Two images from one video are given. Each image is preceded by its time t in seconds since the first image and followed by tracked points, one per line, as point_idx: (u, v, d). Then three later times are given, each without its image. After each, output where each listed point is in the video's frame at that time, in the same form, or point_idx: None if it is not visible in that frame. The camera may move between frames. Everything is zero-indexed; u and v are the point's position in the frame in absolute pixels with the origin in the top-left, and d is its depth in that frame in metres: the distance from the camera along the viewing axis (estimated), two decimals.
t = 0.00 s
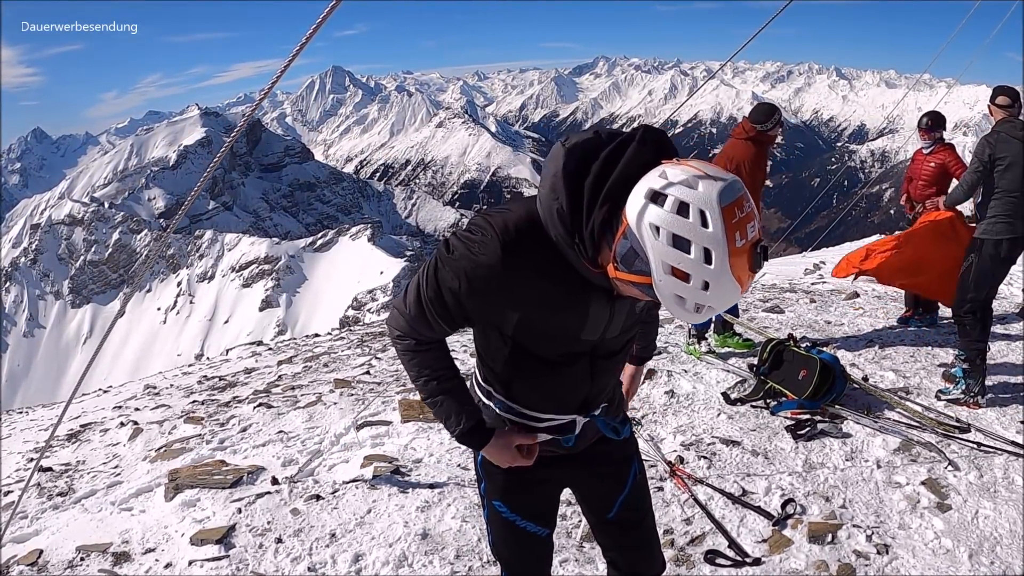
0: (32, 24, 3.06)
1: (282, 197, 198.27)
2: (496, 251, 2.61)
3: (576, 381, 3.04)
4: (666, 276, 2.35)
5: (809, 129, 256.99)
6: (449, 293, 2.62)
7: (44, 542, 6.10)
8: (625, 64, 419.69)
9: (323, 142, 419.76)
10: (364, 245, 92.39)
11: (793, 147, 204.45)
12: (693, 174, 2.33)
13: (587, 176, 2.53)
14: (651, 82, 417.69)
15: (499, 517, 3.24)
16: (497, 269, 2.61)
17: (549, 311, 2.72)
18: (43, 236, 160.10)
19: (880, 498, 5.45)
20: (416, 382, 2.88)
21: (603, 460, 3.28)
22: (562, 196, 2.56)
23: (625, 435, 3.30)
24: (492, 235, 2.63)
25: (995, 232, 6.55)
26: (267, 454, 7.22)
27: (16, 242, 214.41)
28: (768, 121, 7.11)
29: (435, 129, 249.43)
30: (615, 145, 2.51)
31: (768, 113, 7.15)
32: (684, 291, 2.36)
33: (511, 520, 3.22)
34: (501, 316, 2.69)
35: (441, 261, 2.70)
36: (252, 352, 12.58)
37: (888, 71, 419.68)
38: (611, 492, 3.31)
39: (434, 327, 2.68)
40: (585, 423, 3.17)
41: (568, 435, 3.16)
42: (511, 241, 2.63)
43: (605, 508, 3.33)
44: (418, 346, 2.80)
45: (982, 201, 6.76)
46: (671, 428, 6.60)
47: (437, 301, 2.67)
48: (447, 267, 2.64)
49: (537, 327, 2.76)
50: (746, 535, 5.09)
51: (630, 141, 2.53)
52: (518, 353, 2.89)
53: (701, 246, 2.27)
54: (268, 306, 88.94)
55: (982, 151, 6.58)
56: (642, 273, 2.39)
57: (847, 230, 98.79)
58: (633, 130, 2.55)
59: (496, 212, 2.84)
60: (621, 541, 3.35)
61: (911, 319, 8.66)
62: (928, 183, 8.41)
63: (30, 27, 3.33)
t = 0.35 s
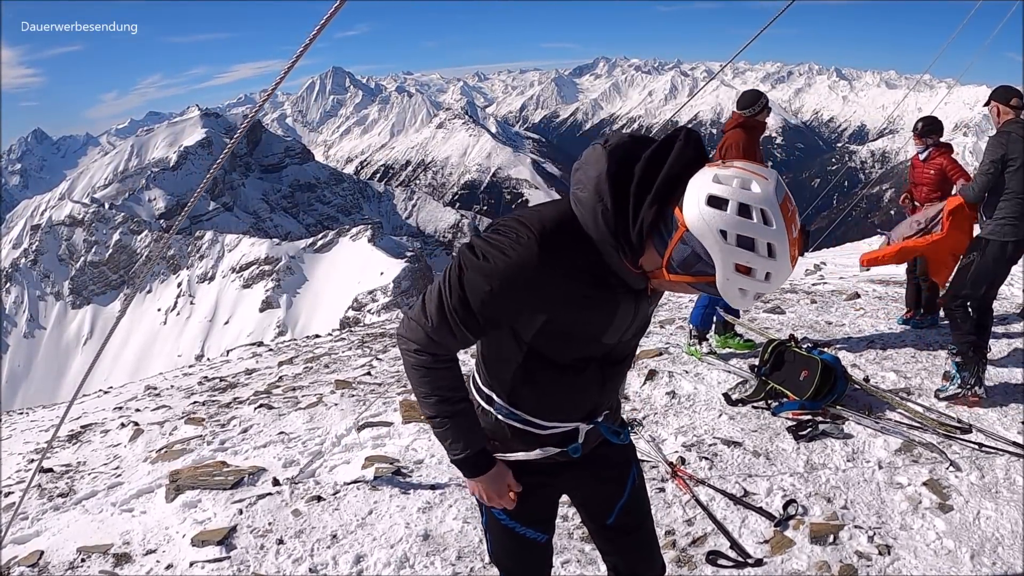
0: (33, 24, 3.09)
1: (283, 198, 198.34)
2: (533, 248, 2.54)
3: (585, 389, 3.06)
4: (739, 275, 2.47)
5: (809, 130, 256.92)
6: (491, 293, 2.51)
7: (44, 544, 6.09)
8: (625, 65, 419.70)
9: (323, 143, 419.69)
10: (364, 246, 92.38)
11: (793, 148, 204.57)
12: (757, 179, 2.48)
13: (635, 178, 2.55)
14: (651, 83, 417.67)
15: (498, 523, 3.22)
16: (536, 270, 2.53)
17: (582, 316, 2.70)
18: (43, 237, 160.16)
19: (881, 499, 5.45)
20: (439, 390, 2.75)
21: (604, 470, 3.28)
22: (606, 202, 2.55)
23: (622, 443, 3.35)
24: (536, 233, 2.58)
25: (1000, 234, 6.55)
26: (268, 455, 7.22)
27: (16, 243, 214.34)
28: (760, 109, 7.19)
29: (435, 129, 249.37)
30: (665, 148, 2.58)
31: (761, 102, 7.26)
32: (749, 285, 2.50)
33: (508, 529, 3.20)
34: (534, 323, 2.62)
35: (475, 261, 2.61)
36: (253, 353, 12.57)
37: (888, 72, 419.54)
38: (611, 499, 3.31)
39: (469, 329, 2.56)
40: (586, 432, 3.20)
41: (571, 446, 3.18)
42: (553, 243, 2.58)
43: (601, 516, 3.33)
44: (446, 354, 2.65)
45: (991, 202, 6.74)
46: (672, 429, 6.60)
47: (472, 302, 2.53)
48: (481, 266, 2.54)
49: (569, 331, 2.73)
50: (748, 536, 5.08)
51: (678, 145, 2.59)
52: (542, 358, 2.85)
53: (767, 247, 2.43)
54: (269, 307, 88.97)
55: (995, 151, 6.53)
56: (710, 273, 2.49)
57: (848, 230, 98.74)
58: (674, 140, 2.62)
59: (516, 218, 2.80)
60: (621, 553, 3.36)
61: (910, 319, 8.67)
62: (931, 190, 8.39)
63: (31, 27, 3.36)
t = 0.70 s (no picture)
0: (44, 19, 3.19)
1: (283, 199, 198.73)
2: (562, 252, 2.48)
3: (592, 397, 3.05)
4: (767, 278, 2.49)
5: (809, 131, 256.81)
6: (521, 300, 2.42)
7: (44, 545, 6.09)
8: (625, 66, 419.68)
9: (323, 144, 419.85)
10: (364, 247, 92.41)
11: (793, 149, 204.54)
12: (784, 187, 2.50)
13: (665, 181, 2.52)
14: (651, 84, 417.70)
15: (489, 529, 3.24)
16: (559, 279, 2.44)
17: (607, 326, 2.65)
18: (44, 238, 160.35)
19: (880, 500, 5.45)
20: (455, 398, 2.66)
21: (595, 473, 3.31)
22: (635, 211, 2.50)
23: (615, 446, 3.35)
24: (567, 239, 2.49)
25: (997, 237, 6.54)
26: (267, 456, 7.22)
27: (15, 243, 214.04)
28: (756, 106, 7.19)
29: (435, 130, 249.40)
30: (695, 153, 2.54)
31: (756, 99, 7.26)
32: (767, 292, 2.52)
33: (500, 534, 3.22)
34: (560, 332, 2.53)
35: (500, 270, 2.52)
36: (251, 354, 12.57)
37: (888, 72, 419.24)
38: (600, 503, 3.33)
39: (494, 337, 2.47)
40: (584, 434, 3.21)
41: (566, 452, 3.18)
42: (583, 250, 2.51)
43: (593, 520, 3.35)
44: (466, 365, 2.56)
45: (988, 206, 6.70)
46: (671, 430, 6.59)
47: (495, 311, 2.46)
48: (507, 281, 2.44)
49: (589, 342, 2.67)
50: (746, 537, 5.09)
51: (705, 149, 2.56)
52: (557, 367, 2.80)
53: (793, 256, 2.45)
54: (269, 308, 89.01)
55: (987, 156, 6.55)
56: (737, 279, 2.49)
57: (847, 231, 98.75)
58: (702, 144, 2.58)
59: (534, 222, 2.73)
60: (615, 558, 3.37)
61: (911, 321, 8.66)
62: (932, 195, 8.36)
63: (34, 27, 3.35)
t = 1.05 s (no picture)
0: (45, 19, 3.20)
1: (279, 202, 198.71)
2: (587, 271, 2.46)
3: (597, 412, 3.06)
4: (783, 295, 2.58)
5: (805, 131, 256.75)
6: (550, 322, 2.41)
7: (41, 550, 6.06)
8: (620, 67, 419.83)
9: (319, 146, 419.90)
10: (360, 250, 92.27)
11: (789, 149, 204.87)
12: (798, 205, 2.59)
13: (684, 193, 2.55)
14: (646, 85, 417.93)
15: (485, 533, 3.23)
16: (587, 298, 2.43)
17: (626, 349, 2.64)
18: (40, 243, 160.02)
19: (877, 498, 5.45)
20: (480, 421, 2.63)
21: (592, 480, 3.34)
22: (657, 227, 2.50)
23: (614, 452, 3.39)
24: (593, 258, 2.48)
25: (984, 236, 6.57)
26: (265, 459, 7.19)
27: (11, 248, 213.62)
28: (751, 110, 7.22)
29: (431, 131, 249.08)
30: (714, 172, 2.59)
31: (749, 101, 7.30)
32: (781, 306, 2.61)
33: (504, 543, 3.21)
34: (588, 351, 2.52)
35: (527, 289, 2.49)
36: (249, 357, 12.55)
37: (883, 72, 419.48)
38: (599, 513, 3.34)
39: (524, 359, 2.45)
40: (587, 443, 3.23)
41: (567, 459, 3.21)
42: (610, 267, 2.50)
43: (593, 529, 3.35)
44: (501, 398, 2.54)
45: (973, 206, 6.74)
46: (668, 430, 6.59)
47: (523, 332, 2.45)
48: (542, 319, 2.41)
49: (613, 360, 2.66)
50: (744, 537, 5.08)
51: (720, 170, 2.61)
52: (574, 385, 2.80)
53: (806, 269, 2.54)
54: (265, 311, 88.78)
55: (972, 157, 6.58)
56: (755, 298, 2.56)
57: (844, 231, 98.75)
58: (715, 166, 2.64)
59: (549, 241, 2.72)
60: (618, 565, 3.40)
61: (906, 321, 8.68)
62: (930, 192, 8.38)
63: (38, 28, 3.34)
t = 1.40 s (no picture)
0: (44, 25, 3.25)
1: (272, 206, 198.21)
2: (596, 387, 2.44)
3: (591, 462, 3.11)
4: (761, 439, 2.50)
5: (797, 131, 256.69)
6: (562, 436, 2.47)
7: (36, 555, 6.04)
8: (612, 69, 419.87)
9: (311, 150, 419.56)
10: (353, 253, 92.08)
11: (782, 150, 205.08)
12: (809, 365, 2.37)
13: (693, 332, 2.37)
14: (638, 87, 418.01)
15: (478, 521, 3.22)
16: (591, 410, 2.44)
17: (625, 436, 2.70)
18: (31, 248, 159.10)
19: (872, 497, 5.46)
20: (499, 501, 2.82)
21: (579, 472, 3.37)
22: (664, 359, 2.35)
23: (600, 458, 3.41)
24: (596, 374, 2.45)
25: (976, 236, 6.62)
26: (259, 463, 7.16)
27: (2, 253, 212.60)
28: (740, 110, 7.13)
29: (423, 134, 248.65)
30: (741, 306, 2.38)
31: (736, 101, 7.03)
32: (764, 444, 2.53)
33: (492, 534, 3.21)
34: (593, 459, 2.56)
35: (540, 393, 2.51)
36: (243, 361, 12.49)
37: (874, 73, 419.58)
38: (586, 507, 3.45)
39: (540, 462, 2.55)
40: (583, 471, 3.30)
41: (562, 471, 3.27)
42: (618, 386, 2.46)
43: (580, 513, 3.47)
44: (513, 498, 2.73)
45: (963, 205, 6.81)
46: (662, 431, 6.56)
47: (540, 438, 2.52)
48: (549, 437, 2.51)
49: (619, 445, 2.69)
50: (740, 536, 5.09)
51: (747, 304, 2.40)
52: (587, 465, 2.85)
53: (790, 425, 2.39)
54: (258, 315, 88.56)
55: (962, 159, 6.60)
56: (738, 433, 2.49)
57: (837, 230, 98.86)
58: (743, 298, 2.44)
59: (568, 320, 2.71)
60: (614, 556, 3.53)
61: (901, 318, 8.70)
62: (921, 186, 8.51)
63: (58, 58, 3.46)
